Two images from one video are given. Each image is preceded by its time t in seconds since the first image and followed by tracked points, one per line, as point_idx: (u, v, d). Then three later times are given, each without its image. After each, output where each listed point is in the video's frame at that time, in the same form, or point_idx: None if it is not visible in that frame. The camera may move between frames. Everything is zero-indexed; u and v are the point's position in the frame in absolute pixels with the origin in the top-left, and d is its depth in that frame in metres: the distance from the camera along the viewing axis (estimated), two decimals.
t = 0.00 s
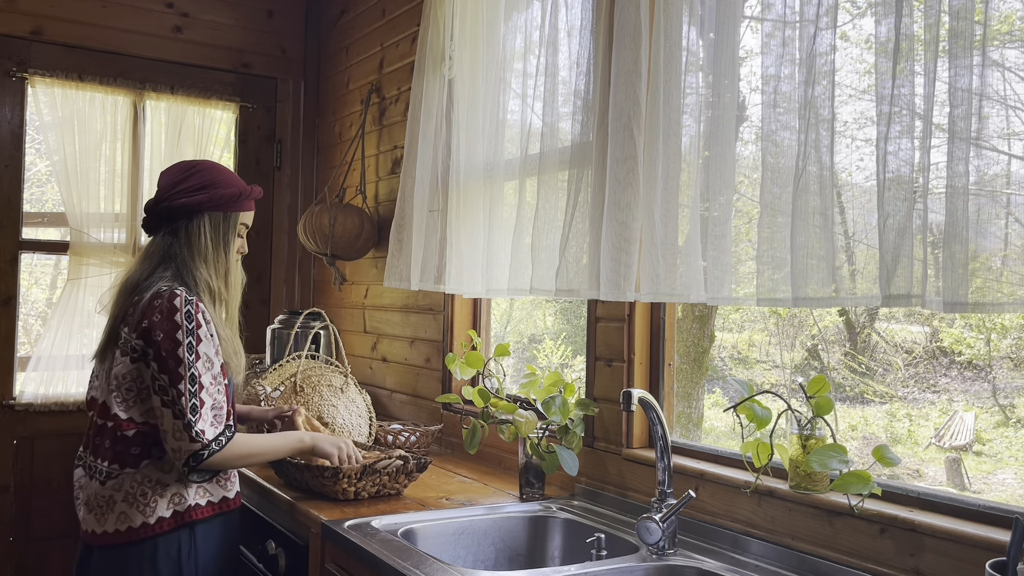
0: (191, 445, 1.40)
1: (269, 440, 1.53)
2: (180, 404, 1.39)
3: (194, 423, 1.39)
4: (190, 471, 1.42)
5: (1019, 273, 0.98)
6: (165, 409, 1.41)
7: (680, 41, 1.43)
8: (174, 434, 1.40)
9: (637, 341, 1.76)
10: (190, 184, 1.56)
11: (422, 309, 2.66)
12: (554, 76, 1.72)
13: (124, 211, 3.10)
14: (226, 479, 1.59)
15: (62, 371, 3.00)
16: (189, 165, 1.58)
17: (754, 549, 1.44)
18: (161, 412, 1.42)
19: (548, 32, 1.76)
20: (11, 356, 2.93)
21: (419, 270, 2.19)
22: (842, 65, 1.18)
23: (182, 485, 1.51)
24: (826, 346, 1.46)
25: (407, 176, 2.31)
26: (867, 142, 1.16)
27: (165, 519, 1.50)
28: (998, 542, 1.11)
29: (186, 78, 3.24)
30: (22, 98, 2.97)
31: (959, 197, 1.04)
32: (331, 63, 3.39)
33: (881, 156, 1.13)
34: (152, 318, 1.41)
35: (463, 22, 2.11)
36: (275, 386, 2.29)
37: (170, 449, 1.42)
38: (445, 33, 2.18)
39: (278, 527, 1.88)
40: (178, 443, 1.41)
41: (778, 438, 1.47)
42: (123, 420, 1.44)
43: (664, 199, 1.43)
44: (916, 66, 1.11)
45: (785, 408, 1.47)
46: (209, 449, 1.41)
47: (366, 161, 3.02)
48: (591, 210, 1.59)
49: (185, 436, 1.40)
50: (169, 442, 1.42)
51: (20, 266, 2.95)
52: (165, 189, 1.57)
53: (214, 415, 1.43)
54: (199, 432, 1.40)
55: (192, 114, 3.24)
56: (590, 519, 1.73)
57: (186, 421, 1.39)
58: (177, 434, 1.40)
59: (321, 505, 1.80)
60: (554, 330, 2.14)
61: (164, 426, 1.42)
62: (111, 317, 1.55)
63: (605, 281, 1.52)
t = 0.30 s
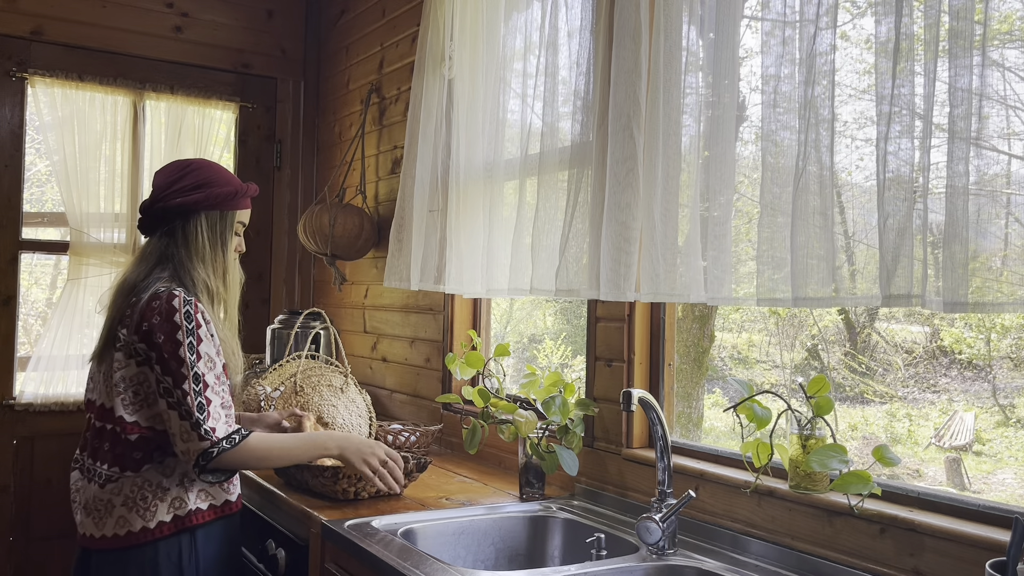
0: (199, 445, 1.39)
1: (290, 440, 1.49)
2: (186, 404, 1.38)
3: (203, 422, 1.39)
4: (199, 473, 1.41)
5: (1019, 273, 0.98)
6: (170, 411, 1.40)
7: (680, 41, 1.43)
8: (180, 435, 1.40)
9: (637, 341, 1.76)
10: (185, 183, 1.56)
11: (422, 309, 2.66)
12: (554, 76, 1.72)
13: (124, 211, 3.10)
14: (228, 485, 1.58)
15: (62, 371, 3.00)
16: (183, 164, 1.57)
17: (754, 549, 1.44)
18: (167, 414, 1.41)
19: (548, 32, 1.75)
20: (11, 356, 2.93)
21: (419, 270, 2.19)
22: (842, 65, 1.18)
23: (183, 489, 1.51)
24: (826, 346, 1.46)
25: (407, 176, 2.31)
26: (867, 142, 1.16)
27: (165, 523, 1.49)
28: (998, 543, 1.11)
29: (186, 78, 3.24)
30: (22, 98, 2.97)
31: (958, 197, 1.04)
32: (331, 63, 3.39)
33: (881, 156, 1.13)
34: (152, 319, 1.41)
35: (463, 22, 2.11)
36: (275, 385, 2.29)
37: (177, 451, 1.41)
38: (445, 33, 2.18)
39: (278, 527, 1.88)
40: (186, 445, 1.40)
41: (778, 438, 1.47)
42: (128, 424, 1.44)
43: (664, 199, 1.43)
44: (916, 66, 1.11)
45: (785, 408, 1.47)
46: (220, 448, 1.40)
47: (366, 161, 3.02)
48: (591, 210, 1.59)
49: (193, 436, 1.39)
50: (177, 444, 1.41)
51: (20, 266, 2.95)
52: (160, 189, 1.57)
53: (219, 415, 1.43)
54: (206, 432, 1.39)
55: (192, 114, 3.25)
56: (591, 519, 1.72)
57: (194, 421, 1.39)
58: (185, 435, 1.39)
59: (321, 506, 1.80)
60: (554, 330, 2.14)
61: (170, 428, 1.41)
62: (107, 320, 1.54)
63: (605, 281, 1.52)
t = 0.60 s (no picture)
0: (189, 446, 1.38)
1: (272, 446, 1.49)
2: (175, 404, 1.38)
3: (192, 423, 1.38)
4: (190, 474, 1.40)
5: (1019, 273, 0.98)
6: (160, 412, 1.40)
7: (680, 41, 1.43)
8: (171, 436, 1.39)
9: (637, 341, 1.76)
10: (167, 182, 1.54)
11: (422, 309, 2.66)
12: (554, 76, 1.72)
13: (124, 211, 3.10)
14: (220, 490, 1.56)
15: (62, 371, 3.00)
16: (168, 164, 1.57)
17: (754, 549, 1.44)
18: (157, 415, 1.41)
19: (548, 32, 1.75)
20: (11, 356, 2.93)
21: (419, 270, 2.19)
22: (842, 65, 1.18)
23: (174, 495, 1.50)
24: (826, 346, 1.46)
25: (407, 176, 2.31)
26: (867, 142, 1.16)
27: (155, 529, 1.48)
28: (999, 542, 1.11)
29: (186, 78, 3.25)
30: (22, 98, 2.97)
31: (959, 197, 1.04)
32: (331, 63, 3.38)
33: (881, 157, 1.13)
34: (142, 320, 1.41)
35: (463, 22, 2.11)
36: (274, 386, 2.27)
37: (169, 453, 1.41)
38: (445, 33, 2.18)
39: (278, 527, 1.88)
40: (177, 446, 1.39)
41: (778, 438, 1.47)
42: (119, 425, 1.44)
43: (664, 199, 1.43)
44: (916, 66, 1.11)
45: (785, 408, 1.47)
46: (209, 449, 1.39)
47: (366, 161, 3.02)
48: (591, 210, 1.59)
49: (184, 437, 1.38)
50: (168, 445, 1.40)
51: (20, 266, 2.96)
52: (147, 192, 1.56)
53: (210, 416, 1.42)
54: (196, 432, 1.38)
55: (192, 114, 3.25)
56: (591, 519, 1.72)
57: (183, 422, 1.38)
58: (176, 435, 1.39)
59: (321, 506, 1.80)
60: (554, 330, 2.14)
61: (161, 429, 1.41)
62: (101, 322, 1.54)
63: (605, 281, 1.52)
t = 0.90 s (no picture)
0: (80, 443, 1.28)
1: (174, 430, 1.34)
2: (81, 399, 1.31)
3: (86, 420, 1.28)
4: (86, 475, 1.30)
5: (1019, 273, 0.98)
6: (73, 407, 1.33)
7: (680, 41, 1.43)
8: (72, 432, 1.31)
9: (637, 341, 1.76)
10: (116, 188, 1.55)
11: (422, 309, 2.66)
12: (554, 76, 1.72)
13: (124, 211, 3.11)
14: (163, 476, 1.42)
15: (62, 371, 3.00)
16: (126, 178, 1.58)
17: (754, 549, 1.44)
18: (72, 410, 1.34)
19: (548, 32, 1.75)
20: (11, 356, 2.93)
21: (419, 270, 2.19)
22: (842, 65, 1.18)
23: (119, 491, 1.40)
24: (826, 346, 1.46)
25: (407, 176, 2.31)
26: (867, 142, 1.16)
27: (101, 527, 1.40)
28: (998, 542, 1.11)
29: (186, 78, 3.25)
30: (22, 99, 2.97)
31: (959, 197, 1.04)
32: (331, 63, 3.38)
33: (881, 157, 1.13)
34: (73, 315, 1.37)
35: (463, 22, 2.11)
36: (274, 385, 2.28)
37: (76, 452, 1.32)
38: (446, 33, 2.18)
39: (277, 527, 1.87)
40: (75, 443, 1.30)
41: (778, 438, 1.48)
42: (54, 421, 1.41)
43: (664, 200, 1.43)
44: (916, 66, 1.11)
45: (785, 408, 1.47)
46: (98, 450, 1.28)
47: (366, 161, 3.02)
48: (592, 211, 1.59)
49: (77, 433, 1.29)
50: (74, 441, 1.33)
51: (20, 266, 2.96)
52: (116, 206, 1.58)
53: (116, 416, 1.32)
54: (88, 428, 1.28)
55: (192, 114, 3.25)
56: (590, 519, 1.73)
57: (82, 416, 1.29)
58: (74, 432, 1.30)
59: (321, 506, 1.80)
60: (554, 330, 2.14)
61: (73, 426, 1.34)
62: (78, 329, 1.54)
63: (605, 281, 1.52)
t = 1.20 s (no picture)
0: None
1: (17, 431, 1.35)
2: None
3: None
4: None
5: (1019, 273, 0.98)
6: None
7: (680, 41, 1.43)
8: None
9: (637, 341, 1.76)
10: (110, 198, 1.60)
11: (422, 309, 2.66)
12: (554, 76, 1.72)
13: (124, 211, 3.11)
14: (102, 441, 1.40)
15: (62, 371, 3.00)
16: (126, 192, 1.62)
17: (754, 549, 1.44)
18: None
19: (548, 32, 1.75)
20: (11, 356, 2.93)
21: (419, 270, 2.19)
22: (842, 65, 1.18)
23: None
24: (826, 346, 1.46)
25: (407, 175, 2.31)
26: (867, 142, 1.16)
27: None
28: (999, 542, 1.11)
29: (186, 78, 3.25)
30: (22, 98, 2.97)
31: (958, 197, 1.04)
32: (331, 63, 3.38)
33: (881, 156, 1.13)
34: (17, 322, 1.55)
35: (463, 22, 2.11)
36: (275, 386, 2.25)
37: None
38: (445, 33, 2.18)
39: (277, 527, 1.88)
40: None
41: (778, 438, 1.48)
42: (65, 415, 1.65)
43: (664, 199, 1.43)
44: (916, 66, 1.11)
45: (785, 408, 1.47)
46: None
47: (366, 161, 3.02)
48: (591, 211, 1.59)
49: None
50: None
51: (20, 266, 2.96)
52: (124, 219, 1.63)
53: None
54: None
55: (192, 114, 3.26)
56: (590, 519, 1.72)
57: None
58: None
59: (321, 506, 1.80)
60: (554, 330, 2.14)
61: None
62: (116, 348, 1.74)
63: (605, 281, 1.52)
